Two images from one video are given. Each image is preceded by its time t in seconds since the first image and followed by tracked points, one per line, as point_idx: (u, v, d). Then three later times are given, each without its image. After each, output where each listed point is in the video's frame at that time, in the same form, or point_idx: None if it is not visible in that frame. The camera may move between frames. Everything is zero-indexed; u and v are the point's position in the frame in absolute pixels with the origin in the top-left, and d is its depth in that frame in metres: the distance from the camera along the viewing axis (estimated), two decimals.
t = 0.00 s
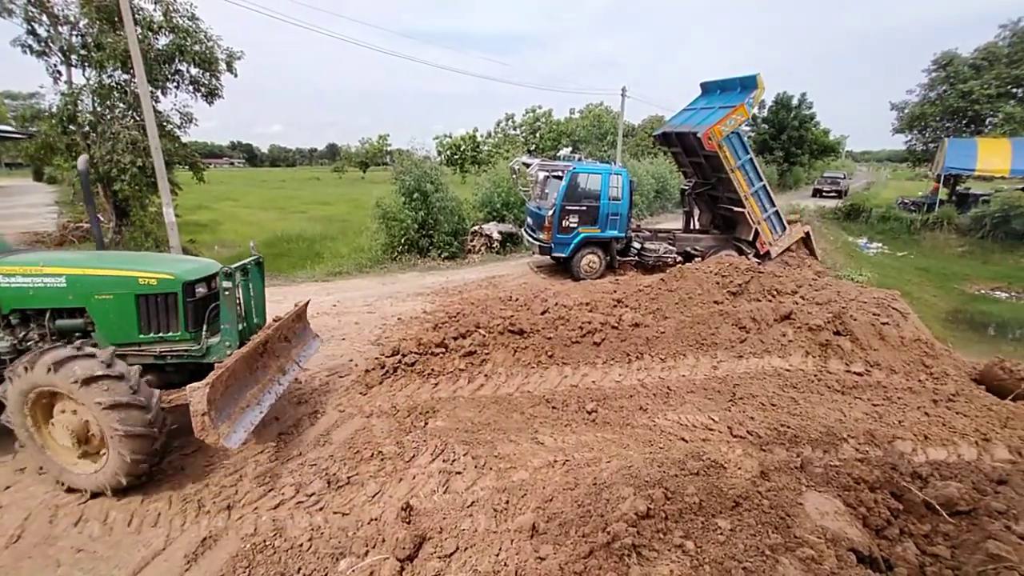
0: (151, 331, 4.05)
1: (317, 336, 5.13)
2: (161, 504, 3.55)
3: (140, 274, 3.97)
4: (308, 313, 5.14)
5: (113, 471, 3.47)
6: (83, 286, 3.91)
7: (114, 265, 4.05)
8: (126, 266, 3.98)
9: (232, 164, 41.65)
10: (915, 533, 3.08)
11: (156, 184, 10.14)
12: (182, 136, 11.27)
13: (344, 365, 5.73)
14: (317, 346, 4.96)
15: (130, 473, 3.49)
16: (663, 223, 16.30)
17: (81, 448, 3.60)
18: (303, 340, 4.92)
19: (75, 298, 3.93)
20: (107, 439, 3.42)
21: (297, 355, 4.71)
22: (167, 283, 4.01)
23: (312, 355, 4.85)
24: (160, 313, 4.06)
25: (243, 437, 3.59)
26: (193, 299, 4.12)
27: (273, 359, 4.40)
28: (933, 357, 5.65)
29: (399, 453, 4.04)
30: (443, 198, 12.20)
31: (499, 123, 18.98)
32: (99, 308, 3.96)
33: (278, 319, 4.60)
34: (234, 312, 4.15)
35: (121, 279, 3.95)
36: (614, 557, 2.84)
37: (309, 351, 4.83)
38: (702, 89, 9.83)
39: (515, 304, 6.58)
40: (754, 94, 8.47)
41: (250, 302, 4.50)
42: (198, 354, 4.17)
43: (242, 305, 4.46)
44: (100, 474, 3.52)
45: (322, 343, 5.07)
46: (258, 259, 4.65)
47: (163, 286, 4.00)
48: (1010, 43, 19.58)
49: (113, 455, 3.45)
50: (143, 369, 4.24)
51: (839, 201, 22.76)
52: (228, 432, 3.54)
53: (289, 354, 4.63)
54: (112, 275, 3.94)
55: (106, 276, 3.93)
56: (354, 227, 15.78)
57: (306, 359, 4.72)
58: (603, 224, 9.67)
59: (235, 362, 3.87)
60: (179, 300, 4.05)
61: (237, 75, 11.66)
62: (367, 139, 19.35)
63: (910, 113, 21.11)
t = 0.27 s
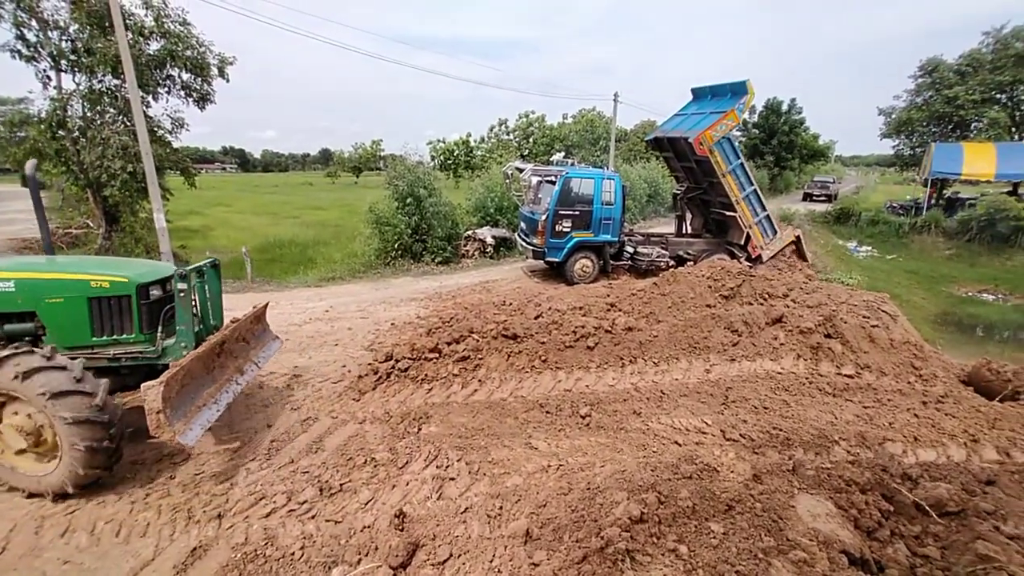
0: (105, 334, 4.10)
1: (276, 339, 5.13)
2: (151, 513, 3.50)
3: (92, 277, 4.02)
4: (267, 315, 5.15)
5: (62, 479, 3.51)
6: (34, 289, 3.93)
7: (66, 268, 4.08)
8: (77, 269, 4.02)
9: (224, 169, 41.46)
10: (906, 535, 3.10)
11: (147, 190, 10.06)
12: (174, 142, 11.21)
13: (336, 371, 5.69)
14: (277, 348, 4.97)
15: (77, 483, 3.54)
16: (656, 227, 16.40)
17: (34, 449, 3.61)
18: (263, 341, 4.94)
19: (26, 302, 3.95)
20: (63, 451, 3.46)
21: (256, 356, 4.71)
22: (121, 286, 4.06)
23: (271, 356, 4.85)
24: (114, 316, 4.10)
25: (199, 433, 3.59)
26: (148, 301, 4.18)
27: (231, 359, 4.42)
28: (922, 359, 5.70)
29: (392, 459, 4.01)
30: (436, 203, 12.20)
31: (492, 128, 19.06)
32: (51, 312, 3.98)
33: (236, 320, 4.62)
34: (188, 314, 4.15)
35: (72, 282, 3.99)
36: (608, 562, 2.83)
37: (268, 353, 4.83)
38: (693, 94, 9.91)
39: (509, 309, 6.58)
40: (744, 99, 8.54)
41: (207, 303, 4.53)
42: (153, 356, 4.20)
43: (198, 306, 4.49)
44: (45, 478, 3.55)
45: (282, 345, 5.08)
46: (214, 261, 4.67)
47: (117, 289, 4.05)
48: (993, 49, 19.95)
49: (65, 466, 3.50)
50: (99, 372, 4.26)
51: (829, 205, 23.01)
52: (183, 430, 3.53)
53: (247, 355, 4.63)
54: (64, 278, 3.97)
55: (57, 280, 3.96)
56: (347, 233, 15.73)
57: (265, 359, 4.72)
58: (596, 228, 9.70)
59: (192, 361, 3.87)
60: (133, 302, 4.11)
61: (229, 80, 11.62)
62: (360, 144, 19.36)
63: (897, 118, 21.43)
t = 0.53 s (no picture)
0: (53, 334, 4.09)
1: (229, 340, 5.18)
2: (140, 520, 3.45)
3: (39, 277, 4.01)
4: (221, 317, 5.21)
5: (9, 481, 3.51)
6: None
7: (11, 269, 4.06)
8: (23, 270, 4.01)
9: (215, 171, 41.18)
10: (895, 532, 3.14)
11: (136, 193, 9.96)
12: (163, 144, 11.12)
13: (329, 375, 5.66)
14: (231, 347, 5.02)
15: (39, 471, 3.54)
16: (649, 229, 16.48)
17: None
18: (217, 342, 4.99)
19: None
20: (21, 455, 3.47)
21: (210, 354, 4.74)
22: (69, 286, 4.06)
23: (226, 355, 4.90)
24: (63, 315, 4.10)
25: (156, 426, 3.59)
26: (97, 300, 4.18)
27: (185, 357, 4.43)
28: (910, 359, 5.77)
29: (385, 463, 3.99)
30: (429, 206, 12.18)
31: (484, 130, 19.08)
32: None
33: (191, 318, 4.66)
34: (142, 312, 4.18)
35: (18, 283, 3.97)
36: (602, 564, 2.83)
37: (222, 352, 4.87)
38: (684, 97, 9.97)
39: (502, 311, 6.58)
40: (735, 101, 8.60)
41: (161, 302, 4.56)
42: (105, 354, 4.21)
43: (151, 304, 4.52)
44: (3, 472, 3.51)
45: (237, 346, 5.13)
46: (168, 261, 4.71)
47: (65, 288, 4.05)
48: (977, 53, 20.27)
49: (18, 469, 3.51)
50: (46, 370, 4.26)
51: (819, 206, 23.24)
52: (139, 423, 3.53)
53: (202, 353, 4.66)
54: (9, 279, 3.95)
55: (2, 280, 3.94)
56: (339, 235, 15.66)
57: (220, 358, 4.77)
58: (589, 230, 9.74)
59: (148, 355, 3.91)
60: (82, 301, 4.11)
61: (219, 82, 11.53)
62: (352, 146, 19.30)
63: (884, 121, 21.71)
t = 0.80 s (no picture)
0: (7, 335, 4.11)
1: (190, 341, 5.20)
2: (133, 523, 3.42)
3: None
4: (182, 318, 5.23)
5: None
6: None
7: None
8: None
9: (209, 172, 41.01)
10: (889, 533, 3.15)
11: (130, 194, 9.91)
12: (158, 145, 11.07)
13: (325, 377, 5.63)
14: (192, 348, 5.06)
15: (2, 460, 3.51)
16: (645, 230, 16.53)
17: None
18: (177, 343, 5.01)
19: None
20: None
21: (171, 355, 4.77)
22: (24, 287, 4.10)
23: (187, 356, 4.93)
24: (17, 317, 4.12)
25: (114, 426, 3.63)
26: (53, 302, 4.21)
27: (144, 358, 4.45)
28: (904, 359, 5.81)
29: (381, 465, 3.98)
30: (425, 207, 12.17)
31: (481, 132, 19.11)
32: None
33: (150, 319, 4.69)
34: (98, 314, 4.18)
35: None
36: (597, 565, 2.84)
37: (183, 353, 4.91)
38: (679, 99, 10.02)
39: (498, 312, 6.59)
40: (729, 104, 8.64)
41: (119, 304, 4.58)
42: (61, 356, 4.24)
43: (107, 305, 4.51)
44: None
45: (198, 346, 5.16)
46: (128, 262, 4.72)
47: (20, 290, 4.08)
48: (969, 56, 20.47)
49: None
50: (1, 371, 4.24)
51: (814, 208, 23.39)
52: (97, 423, 3.57)
53: (162, 354, 4.69)
54: None
55: None
56: (335, 237, 15.62)
57: (181, 359, 4.80)
58: (585, 231, 9.75)
59: (105, 357, 3.94)
60: (37, 303, 4.13)
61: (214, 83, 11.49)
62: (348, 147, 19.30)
63: (878, 123, 21.88)
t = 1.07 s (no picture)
0: None
1: (161, 344, 5.21)
2: (130, 527, 3.41)
3: None
4: (152, 321, 5.23)
5: None
6: None
7: None
8: None
9: (207, 174, 40.96)
10: (888, 533, 3.15)
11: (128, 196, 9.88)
12: (156, 147, 11.05)
13: (323, 379, 5.62)
14: (163, 351, 5.06)
15: None
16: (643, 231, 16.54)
17: None
18: (148, 346, 5.02)
19: None
20: None
21: (140, 359, 4.78)
22: None
23: (157, 359, 4.94)
24: None
25: (77, 430, 3.64)
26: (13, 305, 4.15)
27: (111, 362, 4.46)
28: (902, 360, 5.82)
29: (380, 467, 3.97)
30: (424, 209, 12.16)
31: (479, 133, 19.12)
32: None
33: (119, 323, 4.70)
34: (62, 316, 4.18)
35: None
36: (596, 567, 2.83)
37: (153, 356, 4.92)
38: (677, 100, 10.04)
39: (496, 314, 6.58)
40: (726, 105, 8.67)
41: (84, 306, 4.60)
42: (24, 360, 4.18)
43: (73, 309, 4.54)
44: None
45: (169, 349, 5.17)
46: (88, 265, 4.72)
47: None
48: (965, 58, 20.59)
49: None
50: None
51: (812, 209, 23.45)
52: (60, 427, 3.58)
53: (131, 358, 4.70)
54: None
55: None
56: (333, 238, 15.59)
57: (150, 362, 4.81)
58: (583, 233, 9.76)
59: (70, 361, 3.95)
60: None
61: (213, 84, 11.48)
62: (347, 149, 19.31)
63: (875, 124, 21.97)
